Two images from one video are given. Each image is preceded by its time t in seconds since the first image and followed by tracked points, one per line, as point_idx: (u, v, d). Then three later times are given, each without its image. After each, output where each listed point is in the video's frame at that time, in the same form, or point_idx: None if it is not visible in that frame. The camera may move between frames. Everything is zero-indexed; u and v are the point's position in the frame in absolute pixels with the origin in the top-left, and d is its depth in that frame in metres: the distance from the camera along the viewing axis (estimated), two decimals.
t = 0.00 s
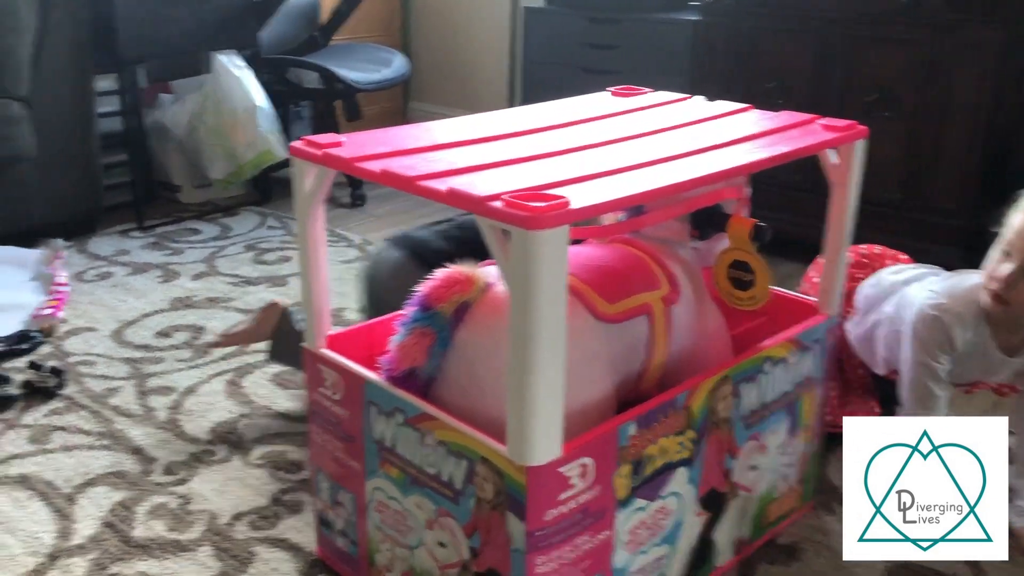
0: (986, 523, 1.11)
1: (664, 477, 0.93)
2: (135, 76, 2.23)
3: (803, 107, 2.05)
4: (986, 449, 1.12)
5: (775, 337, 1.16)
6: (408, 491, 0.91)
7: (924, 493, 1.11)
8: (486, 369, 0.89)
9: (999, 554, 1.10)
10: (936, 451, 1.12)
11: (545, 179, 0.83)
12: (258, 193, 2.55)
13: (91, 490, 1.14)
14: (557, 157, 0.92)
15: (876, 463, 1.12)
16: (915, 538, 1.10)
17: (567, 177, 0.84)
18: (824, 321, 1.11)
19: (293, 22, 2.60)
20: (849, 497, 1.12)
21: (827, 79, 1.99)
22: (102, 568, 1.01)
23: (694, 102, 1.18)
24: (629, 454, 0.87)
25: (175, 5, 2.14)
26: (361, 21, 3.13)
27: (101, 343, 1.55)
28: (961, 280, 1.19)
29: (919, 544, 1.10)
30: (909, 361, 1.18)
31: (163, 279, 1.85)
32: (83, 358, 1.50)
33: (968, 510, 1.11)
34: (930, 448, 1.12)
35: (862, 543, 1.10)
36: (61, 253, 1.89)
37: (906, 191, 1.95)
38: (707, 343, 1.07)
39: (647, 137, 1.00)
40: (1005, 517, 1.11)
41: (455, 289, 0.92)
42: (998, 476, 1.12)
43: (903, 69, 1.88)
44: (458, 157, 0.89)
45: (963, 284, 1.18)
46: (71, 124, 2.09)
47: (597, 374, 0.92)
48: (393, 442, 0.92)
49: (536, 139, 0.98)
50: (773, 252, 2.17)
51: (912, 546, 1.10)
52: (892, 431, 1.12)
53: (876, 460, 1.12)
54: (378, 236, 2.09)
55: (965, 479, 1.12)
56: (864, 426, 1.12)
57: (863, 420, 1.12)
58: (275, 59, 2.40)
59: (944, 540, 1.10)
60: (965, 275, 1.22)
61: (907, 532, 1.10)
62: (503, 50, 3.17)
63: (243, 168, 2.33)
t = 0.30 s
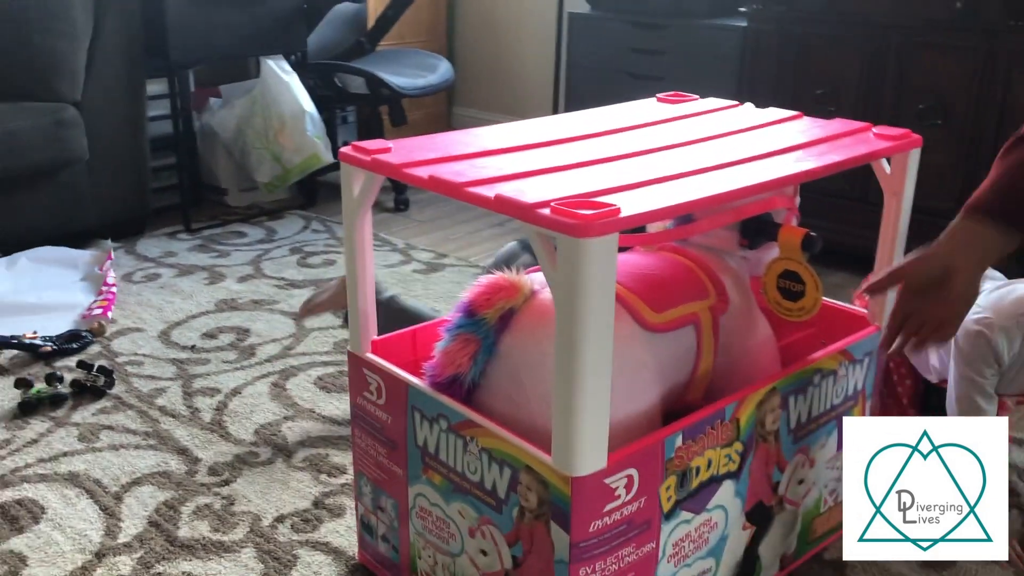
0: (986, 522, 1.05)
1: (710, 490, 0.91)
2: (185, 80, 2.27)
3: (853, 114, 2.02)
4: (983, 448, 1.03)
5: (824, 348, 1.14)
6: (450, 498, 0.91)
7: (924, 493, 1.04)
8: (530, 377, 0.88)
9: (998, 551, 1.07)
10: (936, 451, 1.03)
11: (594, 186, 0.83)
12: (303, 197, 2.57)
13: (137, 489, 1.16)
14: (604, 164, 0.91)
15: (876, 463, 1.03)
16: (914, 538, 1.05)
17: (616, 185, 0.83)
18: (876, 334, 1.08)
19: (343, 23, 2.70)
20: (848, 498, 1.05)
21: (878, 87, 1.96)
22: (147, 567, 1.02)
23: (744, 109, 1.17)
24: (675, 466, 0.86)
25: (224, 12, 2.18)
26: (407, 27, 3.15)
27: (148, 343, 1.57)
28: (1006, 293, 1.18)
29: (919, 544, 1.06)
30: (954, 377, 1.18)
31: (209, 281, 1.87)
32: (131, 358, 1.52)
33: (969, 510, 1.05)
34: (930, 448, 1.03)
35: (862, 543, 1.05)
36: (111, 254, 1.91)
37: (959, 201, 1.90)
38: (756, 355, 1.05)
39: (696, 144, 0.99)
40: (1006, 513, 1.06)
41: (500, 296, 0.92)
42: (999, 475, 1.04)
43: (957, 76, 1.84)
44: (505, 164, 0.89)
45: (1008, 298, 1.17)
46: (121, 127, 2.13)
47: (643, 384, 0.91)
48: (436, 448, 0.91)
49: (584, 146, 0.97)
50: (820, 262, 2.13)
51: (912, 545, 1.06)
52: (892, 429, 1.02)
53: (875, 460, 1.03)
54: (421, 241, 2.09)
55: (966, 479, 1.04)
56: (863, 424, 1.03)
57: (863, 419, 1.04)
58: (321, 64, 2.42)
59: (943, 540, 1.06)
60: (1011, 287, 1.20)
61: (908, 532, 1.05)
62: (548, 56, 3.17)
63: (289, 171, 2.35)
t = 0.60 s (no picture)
0: (986, 523, 1.06)
1: (726, 496, 0.90)
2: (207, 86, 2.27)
3: (875, 118, 2.00)
4: (982, 447, 1.03)
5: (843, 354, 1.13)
6: (464, 503, 0.91)
7: (924, 493, 1.04)
8: (545, 381, 0.88)
9: (996, 551, 1.07)
10: (936, 451, 1.03)
11: (608, 190, 0.82)
12: (323, 202, 2.58)
13: (155, 493, 1.16)
14: (619, 167, 0.90)
15: (876, 463, 1.02)
16: (914, 538, 1.06)
17: (630, 188, 0.83)
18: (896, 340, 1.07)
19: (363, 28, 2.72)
20: (848, 498, 1.04)
21: (900, 90, 1.93)
22: (164, 570, 1.02)
23: (762, 113, 1.16)
24: (691, 472, 0.85)
25: (244, 20, 2.20)
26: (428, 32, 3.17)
27: (168, 347, 1.59)
28: None
29: (919, 543, 1.06)
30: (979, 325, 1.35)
31: (230, 285, 1.89)
32: (151, 362, 1.53)
33: (969, 510, 1.05)
34: (930, 448, 1.03)
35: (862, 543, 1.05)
36: (132, 258, 1.94)
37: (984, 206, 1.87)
38: (774, 360, 1.03)
39: (713, 147, 0.98)
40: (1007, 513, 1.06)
41: (514, 300, 0.92)
42: (999, 475, 1.04)
43: (981, 80, 1.81)
44: (520, 167, 0.89)
45: None
46: (144, 134, 2.15)
47: (658, 389, 0.90)
48: (450, 453, 0.91)
49: (600, 149, 0.97)
50: (842, 267, 2.12)
51: (912, 545, 1.06)
52: (893, 429, 1.01)
53: (876, 460, 1.02)
54: (440, 246, 2.10)
55: (966, 479, 1.04)
56: (865, 426, 1.01)
57: (861, 419, 1.02)
58: (342, 70, 2.44)
59: (944, 540, 1.06)
60: None
61: (907, 532, 1.05)
62: (569, 61, 3.17)
63: (309, 177, 2.38)
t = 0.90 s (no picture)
0: (985, 523, 1.05)
1: (743, 502, 0.90)
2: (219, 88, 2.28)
3: (887, 120, 1.99)
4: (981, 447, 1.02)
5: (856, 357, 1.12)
6: (473, 503, 0.91)
7: (924, 493, 1.03)
8: (554, 382, 0.88)
9: (996, 551, 1.07)
10: (936, 451, 1.02)
11: (617, 190, 0.82)
12: (334, 204, 2.59)
13: (165, 492, 1.17)
14: (629, 168, 0.90)
15: (876, 463, 1.02)
16: (915, 538, 1.05)
17: (640, 188, 0.83)
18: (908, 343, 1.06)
19: (372, 31, 2.74)
20: (848, 498, 1.03)
21: (912, 92, 1.93)
22: (174, 569, 1.02)
23: (773, 114, 1.16)
24: (705, 476, 0.85)
25: (255, 22, 2.21)
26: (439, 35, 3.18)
27: (179, 347, 1.59)
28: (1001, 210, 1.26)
29: (919, 543, 1.06)
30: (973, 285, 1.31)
31: (241, 286, 1.90)
32: (161, 362, 1.53)
33: (969, 510, 1.05)
34: (930, 448, 1.02)
35: (862, 543, 1.05)
36: (144, 259, 1.95)
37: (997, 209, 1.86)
38: (785, 362, 1.03)
39: (724, 148, 0.98)
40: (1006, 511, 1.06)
41: (524, 300, 0.92)
42: (1000, 475, 1.04)
43: (994, 81, 1.80)
44: (530, 168, 0.89)
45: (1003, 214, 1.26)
46: (156, 135, 2.16)
47: (667, 390, 0.90)
48: (460, 453, 0.91)
49: (610, 150, 0.97)
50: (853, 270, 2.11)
51: (912, 545, 1.05)
52: (894, 430, 1.00)
53: (875, 460, 1.01)
54: (450, 248, 2.10)
55: (966, 479, 1.03)
56: (865, 426, 1.00)
57: (861, 418, 1.00)
58: (353, 72, 2.44)
59: (944, 540, 1.05)
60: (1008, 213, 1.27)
61: (907, 532, 1.05)
62: (579, 64, 3.17)
63: (320, 179, 2.39)
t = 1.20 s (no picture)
0: (985, 523, 1.05)
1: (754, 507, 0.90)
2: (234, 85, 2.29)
3: (902, 127, 1.98)
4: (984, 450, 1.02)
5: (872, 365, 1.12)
6: (487, 505, 0.91)
7: (924, 493, 1.02)
8: (569, 385, 0.88)
9: (996, 551, 1.06)
10: (936, 451, 1.01)
11: (636, 195, 0.82)
12: (347, 202, 2.60)
13: (178, 487, 1.17)
14: (648, 172, 0.90)
15: (876, 463, 0.99)
16: (914, 538, 1.03)
17: (659, 193, 0.82)
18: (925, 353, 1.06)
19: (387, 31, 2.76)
20: (848, 499, 1.00)
21: (929, 98, 1.92)
22: (186, 565, 1.03)
23: (791, 119, 1.15)
24: (725, 485, 0.85)
25: (271, 20, 2.21)
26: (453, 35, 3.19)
27: (192, 343, 1.60)
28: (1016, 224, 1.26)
29: (919, 543, 1.04)
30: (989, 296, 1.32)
31: (254, 283, 1.90)
32: (175, 358, 1.54)
33: (969, 510, 1.04)
34: (930, 448, 1.00)
35: (861, 543, 1.02)
36: (157, 255, 1.96)
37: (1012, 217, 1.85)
38: (800, 369, 1.03)
39: (742, 154, 0.98)
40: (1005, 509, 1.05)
41: (541, 303, 0.92)
42: (999, 475, 1.03)
43: (1011, 89, 1.79)
44: (548, 171, 0.89)
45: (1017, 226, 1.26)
46: (171, 131, 2.17)
47: (682, 395, 0.90)
48: (474, 454, 0.91)
49: (628, 154, 0.97)
50: (865, 276, 2.10)
51: (912, 545, 1.04)
52: (896, 429, 0.98)
53: (876, 460, 0.99)
54: (462, 248, 2.10)
55: (966, 480, 1.02)
56: (866, 426, 0.97)
57: (862, 418, 0.97)
58: (368, 71, 2.45)
59: (944, 540, 1.04)
60: None
61: (907, 532, 1.03)
62: (593, 65, 3.17)
63: (333, 177, 2.39)
